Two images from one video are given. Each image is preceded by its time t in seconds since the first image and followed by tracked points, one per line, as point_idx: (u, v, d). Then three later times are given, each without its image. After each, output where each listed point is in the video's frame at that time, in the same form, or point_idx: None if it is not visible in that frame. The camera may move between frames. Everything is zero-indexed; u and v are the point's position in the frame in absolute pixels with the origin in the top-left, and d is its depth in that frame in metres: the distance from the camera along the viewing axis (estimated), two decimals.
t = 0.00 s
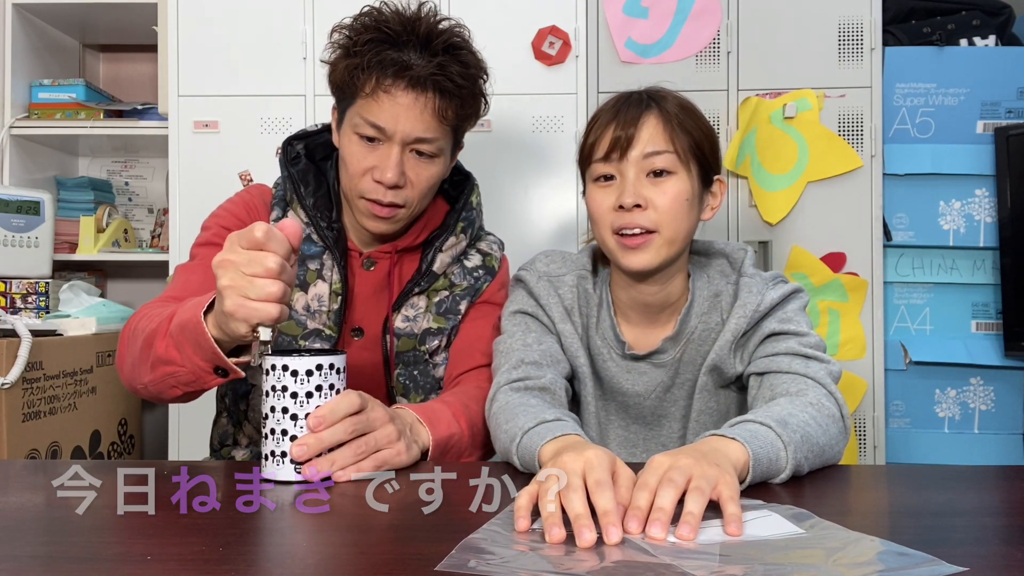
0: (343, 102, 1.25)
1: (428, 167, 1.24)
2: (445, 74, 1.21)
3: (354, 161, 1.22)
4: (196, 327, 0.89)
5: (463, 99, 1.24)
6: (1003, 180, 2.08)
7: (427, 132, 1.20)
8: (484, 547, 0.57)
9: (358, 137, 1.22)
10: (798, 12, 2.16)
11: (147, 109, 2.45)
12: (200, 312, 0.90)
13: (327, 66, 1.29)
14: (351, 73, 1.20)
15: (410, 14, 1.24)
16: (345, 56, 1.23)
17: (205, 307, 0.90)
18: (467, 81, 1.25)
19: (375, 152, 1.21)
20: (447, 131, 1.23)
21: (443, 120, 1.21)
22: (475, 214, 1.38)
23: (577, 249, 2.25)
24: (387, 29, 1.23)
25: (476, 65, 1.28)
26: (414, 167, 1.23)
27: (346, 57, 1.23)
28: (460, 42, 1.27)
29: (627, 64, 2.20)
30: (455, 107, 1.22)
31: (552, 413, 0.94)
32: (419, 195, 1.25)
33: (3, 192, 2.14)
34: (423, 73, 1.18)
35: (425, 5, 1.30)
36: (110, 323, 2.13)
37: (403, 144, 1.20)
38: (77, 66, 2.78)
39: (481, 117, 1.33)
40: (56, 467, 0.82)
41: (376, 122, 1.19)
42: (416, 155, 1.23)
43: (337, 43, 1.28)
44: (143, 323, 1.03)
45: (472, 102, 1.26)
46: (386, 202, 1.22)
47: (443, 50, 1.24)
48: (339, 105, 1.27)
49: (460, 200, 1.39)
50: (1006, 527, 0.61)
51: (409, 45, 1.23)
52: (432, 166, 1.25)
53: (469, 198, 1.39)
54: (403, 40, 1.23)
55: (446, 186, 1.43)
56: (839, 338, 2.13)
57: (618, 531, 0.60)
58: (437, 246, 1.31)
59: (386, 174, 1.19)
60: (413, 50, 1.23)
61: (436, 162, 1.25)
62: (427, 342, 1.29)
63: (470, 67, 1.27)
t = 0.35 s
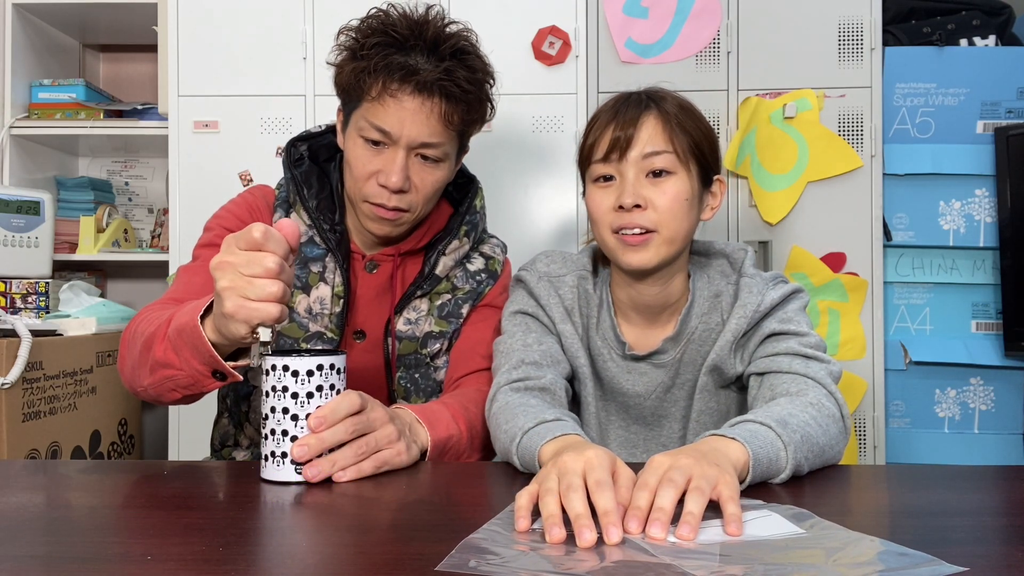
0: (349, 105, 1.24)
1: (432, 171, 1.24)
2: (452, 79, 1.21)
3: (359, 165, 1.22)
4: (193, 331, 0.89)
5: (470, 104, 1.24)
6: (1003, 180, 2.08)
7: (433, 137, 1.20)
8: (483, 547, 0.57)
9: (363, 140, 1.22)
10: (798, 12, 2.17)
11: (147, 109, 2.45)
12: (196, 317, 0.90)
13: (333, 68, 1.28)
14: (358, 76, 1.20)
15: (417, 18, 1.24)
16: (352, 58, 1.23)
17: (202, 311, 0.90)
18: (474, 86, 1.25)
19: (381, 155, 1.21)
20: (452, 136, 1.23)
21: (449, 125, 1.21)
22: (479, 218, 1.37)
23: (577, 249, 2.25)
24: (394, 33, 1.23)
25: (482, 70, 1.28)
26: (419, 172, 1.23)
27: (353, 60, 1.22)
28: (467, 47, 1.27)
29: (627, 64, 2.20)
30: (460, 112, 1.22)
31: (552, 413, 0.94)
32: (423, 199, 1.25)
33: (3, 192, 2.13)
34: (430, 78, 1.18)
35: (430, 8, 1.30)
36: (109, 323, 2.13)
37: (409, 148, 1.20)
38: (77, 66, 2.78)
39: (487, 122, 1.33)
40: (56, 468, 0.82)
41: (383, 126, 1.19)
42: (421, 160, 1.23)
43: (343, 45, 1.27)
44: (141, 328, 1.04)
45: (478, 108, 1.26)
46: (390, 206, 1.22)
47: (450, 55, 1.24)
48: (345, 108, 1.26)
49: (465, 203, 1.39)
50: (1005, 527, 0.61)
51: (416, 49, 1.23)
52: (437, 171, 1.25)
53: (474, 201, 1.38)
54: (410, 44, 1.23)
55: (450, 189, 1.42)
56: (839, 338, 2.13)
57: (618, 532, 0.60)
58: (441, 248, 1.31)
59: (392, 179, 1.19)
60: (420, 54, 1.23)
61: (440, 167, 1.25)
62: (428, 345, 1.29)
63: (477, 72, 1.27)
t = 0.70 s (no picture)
0: (351, 111, 1.24)
1: (433, 179, 1.25)
2: (456, 88, 1.21)
3: (359, 172, 1.22)
4: (189, 323, 0.89)
5: (472, 113, 1.24)
6: (1003, 180, 2.08)
7: (434, 145, 1.20)
8: (484, 547, 0.57)
9: (364, 148, 1.21)
10: (798, 12, 2.17)
11: (147, 109, 2.45)
12: (192, 308, 0.90)
13: (335, 74, 1.28)
14: (360, 82, 1.19)
15: (422, 23, 1.24)
16: (355, 65, 1.23)
17: (197, 303, 0.90)
18: (476, 94, 1.24)
19: (381, 163, 1.21)
20: (455, 145, 1.24)
21: (451, 133, 1.21)
22: (480, 222, 1.37)
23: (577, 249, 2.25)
24: (397, 39, 1.22)
25: (486, 76, 1.27)
26: (420, 180, 1.23)
27: (356, 65, 1.22)
28: (473, 54, 1.27)
29: (628, 64, 2.20)
30: (463, 121, 1.22)
31: (551, 413, 0.94)
32: (423, 207, 1.25)
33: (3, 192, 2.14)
34: (432, 87, 1.18)
35: (436, 12, 1.30)
36: (109, 323, 2.13)
37: (410, 157, 1.20)
38: (77, 66, 2.78)
39: (490, 128, 1.33)
40: (55, 468, 0.82)
41: (383, 134, 1.18)
42: (422, 168, 1.23)
43: (346, 50, 1.27)
44: (141, 329, 1.04)
45: (480, 115, 1.26)
46: (390, 215, 1.22)
47: (454, 62, 1.24)
48: (346, 112, 1.26)
49: (466, 207, 1.39)
50: (1005, 527, 0.61)
51: (419, 57, 1.23)
52: (438, 179, 1.26)
53: (476, 206, 1.38)
54: (411, 50, 1.23)
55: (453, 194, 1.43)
56: (839, 338, 2.13)
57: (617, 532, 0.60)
58: (441, 253, 1.31)
59: (392, 187, 1.19)
60: (424, 61, 1.23)
61: (441, 175, 1.26)
62: (429, 350, 1.28)
63: (481, 80, 1.26)
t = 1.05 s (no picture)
0: (355, 111, 1.24)
1: (436, 180, 1.25)
2: (459, 89, 1.20)
3: (362, 172, 1.22)
4: (192, 328, 0.89)
5: (476, 114, 1.24)
6: (1004, 180, 2.08)
7: (437, 146, 1.20)
8: (484, 547, 0.56)
9: (367, 148, 1.22)
10: (798, 12, 2.17)
11: (147, 109, 2.45)
12: (194, 313, 0.90)
13: (340, 73, 1.28)
14: (364, 82, 1.19)
15: (427, 25, 1.24)
16: (360, 65, 1.23)
17: (200, 308, 0.91)
18: (480, 95, 1.24)
19: (385, 164, 1.21)
20: (458, 145, 1.23)
21: (454, 135, 1.21)
22: (483, 223, 1.37)
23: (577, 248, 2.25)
24: (401, 40, 1.22)
25: (490, 78, 1.27)
26: (423, 181, 1.23)
27: (361, 66, 1.22)
28: (477, 55, 1.27)
29: (628, 64, 2.20)
30: (466, 121, 1.22)
31: (552, 413, 0.94)
32: (426, 208, 1.25)
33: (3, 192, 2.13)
34: (436, 88, 1.18)
35: (440, 13, 1.30)
36: (109, 323, 2.13)
37: (413, 158, 1.20)
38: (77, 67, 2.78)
39: (494, 130, 1.33)
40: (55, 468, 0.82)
41: (387, 134, 1.18)
42: (425, 169, 1.23)
43: (351, 50, 1.27)
44: (141, 325, 1.03)
45: (483, 116, 1.26)
46: (392, 215, 1.22)
47: (457, 63, 1.23)
48: (351, 113, 1.26)
49: (469, 208, 1.39)
50: (1005, 527, 0.61)
51: (424, 57, 1.23)
52: (441, 180, 1.26)
53: (478, 206, 1.38)
54: (416, 51, 1.22)
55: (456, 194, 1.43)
56: (840, 338, 2.13)
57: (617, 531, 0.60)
58: (444, 253, 1.32)
59: (394, 188, 1.19)
60: (427, 62, 1.22)
61: (444, 176, 1.26)
62: (431, 350, 1.28)
63: (485, 82, 1.27)
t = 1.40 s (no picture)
0: (350, 108, 1.24)
1: (431, 177, 1.25)
2: (452, 84, 1.20)
3: (356, 168, 1.23)
4: (193, 316, 0.89)
5: (470, 110, 1.23)
6: (1003, 180, 2.08)
7: (432, 142, 1.21)
8: (483, 548, 0.57)
9: (361, 146, 1.22)
10: (798, 12, 2.17)
11: (147, 109, 2.45)
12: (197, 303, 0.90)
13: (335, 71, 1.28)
14: (357, 79, 1.19)
15: (420, 21, 1.23)
16: (353, 61, 1.22)
17: (203, 297, 0.90)
18: (474, 91, 1.24)
19: (379, 160, 1.21)
20: (453, 142, 1.24)
21: (448, 130, 1.21)
22: (482, 221, 1.37)
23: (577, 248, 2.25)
24: (394, 37, 1.22)
25: (485, 75, 1.27)
26: (419, 178, 1.23)
27: (354, 62, 1.22)
28: (471, 50, 1.26)
29: (628, 64, 2.20)
30: (461, 117, 1.22)
31: (550, 413, 0.94)
32: (421, 204, 1.26)
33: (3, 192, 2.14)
34: (428, 83, 1.18)
35: (435, 10, 1.30)
36: (109, 323, 2.13)
37: (407, 154, 1.21)
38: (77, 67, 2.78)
39: (489, 128, 1.32)
40: (55, 468, 0.82)
41: (381, 131, 1.19)
42: (419, 165, 1.23)
43: (345, 46, 1.27)
44: (145, 306, 1.03)
45: (478, 113, 1.25)
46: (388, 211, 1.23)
47: (449, 59, 1.23)
48: (345, 111, 1.26)
49: (469, 205, 1.39)
50: (1005, 528, 0.61)
51: (416, 53, 1.22)
52: (437, 177, 1.26)
53: (477, 204, 1.38)
54: (408, 48, 1.22)
55: (456, 191, 1.43)
56: (839, 338, 2.13)
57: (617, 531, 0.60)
58: (442, 252, 1.31)
59: (388, 183, 1.19)
60: (418, 58, 1.22)
61: (439, 173, 1.26)
62: (429, 348, 1.28)
63: (480, 78, 1.26)
